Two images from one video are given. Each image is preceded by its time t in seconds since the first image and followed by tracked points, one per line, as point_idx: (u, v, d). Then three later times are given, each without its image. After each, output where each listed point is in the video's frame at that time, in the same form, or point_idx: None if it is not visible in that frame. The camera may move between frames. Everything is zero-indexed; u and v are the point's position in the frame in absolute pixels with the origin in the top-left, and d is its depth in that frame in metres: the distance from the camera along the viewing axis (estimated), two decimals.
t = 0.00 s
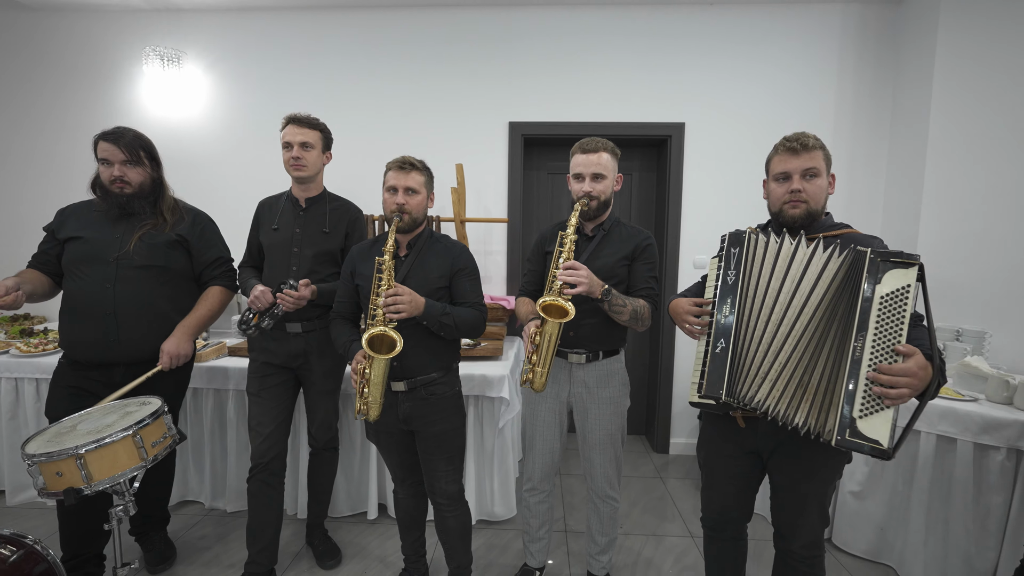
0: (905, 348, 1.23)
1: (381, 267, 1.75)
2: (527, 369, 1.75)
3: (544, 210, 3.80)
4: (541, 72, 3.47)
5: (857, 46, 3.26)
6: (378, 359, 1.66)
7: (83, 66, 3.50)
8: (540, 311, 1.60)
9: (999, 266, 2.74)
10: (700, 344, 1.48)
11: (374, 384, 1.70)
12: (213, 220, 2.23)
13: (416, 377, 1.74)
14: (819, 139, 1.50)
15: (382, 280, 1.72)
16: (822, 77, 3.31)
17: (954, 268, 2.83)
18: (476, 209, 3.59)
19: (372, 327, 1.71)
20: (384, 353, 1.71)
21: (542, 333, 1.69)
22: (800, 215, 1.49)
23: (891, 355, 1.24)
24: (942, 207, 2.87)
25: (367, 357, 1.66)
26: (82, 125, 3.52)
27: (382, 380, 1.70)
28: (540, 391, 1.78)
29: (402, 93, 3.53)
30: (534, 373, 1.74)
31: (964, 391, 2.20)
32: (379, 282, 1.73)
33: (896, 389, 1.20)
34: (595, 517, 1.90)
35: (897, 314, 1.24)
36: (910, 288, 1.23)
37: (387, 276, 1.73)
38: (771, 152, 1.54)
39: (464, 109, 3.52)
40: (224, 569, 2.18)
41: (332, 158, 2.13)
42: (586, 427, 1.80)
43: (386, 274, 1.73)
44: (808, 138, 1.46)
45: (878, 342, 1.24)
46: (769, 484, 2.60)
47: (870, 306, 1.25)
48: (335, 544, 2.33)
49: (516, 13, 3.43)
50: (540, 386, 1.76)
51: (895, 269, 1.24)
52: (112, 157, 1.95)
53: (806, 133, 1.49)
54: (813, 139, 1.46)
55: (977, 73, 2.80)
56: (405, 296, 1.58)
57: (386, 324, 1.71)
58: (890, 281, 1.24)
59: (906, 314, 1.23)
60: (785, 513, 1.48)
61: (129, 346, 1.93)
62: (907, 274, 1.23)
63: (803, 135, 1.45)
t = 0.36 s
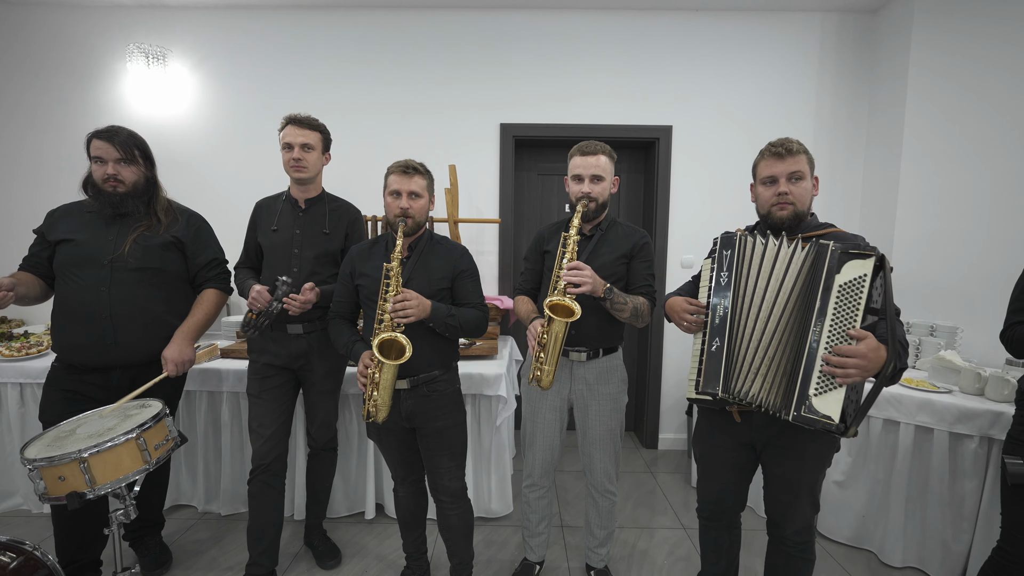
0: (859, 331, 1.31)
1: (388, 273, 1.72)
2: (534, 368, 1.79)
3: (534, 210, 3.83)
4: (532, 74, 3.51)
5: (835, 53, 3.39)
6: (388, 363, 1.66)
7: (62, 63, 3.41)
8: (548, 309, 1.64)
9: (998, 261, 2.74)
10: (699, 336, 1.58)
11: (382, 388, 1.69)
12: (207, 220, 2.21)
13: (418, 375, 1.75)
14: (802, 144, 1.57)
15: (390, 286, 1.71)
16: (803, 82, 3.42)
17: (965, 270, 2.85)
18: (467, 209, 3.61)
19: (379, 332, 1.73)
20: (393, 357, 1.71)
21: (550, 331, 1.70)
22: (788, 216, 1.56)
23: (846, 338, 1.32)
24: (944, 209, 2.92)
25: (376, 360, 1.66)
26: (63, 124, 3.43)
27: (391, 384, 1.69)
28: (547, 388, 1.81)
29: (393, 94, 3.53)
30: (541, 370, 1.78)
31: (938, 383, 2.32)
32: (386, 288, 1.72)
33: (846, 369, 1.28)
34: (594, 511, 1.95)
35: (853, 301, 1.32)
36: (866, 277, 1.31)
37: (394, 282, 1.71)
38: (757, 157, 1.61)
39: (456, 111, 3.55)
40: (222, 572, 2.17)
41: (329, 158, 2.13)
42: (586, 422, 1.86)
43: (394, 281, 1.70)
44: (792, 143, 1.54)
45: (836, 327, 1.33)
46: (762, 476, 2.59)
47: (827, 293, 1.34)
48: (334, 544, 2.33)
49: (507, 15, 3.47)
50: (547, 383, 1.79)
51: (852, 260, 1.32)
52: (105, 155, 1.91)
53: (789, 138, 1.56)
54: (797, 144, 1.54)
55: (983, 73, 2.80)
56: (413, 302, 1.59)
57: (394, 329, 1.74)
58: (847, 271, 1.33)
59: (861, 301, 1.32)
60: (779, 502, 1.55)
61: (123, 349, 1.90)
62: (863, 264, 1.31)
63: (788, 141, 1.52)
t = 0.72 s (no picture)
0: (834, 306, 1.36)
1: (401, 269, 1.72)
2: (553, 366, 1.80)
3: (529, 209, 3.84)
4: (528, 73, 3.52)
5: (824, 57, 3.47)
6: (403, 359, 1.65)
7: (46, 56, 3.31)
8: (568, 304, 1.70)
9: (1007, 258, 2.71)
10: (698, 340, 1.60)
11: (397, 384, 1.68)
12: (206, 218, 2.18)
13: (428, 374, 1.74)
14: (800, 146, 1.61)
15: (404, 281, 1.70)
16: (793, 84, 3.50)
17: (970, 267, 2.86)
18: (464, 208, 3.60)
19: (393, 330, 1.72)
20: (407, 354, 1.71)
21: (570, 328, 1.73)
22: (789, 216, 1.58)
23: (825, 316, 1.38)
24: (949, 211, 2.93)
25: (392, 355, 1.66)
26: (46, 119, 3.33)
27: (406, 381, 1.68)
28: (565, 388, 1.82)
29: (388, 92, 3.51)
30: (560, 369, 1.79)
31: (927, 377, 2.40)
32: (400, 284, 1.72)
33: (819, 341, 1.34)
34: (600, 506, 1.98)
35: (827, 283, 1.38)
36: (836, 260, 1.37)
37: (407, 278, 1.71)
38: (758, 158, 1.64)
39: (452, 109, 3.54)
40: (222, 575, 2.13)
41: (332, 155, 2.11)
42: (596, 419, 1.89)
43: (408, 276, 1.70)
44: (793, 145, 1.57)
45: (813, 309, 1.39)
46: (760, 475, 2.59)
47: (803, 277, 1.42)
48: (336, 544, 2.31)
49: (503, 15, 3.48)
50: (566, 382, 1.81)
51: (824, 245, 1.39)
52: (103, 150, 1.87)
53: (789, 140, 1.59)
54: (796, 146, 1.57)
55: (989, 72, 2.81)
56: (427, 299, 1.60)
57: (408, 326, 1.72)
58: (818, 255, 1.40)
59: (835, 282, 1.38)
60: (783, 495, 1.59)
61: (122, 348, 1.86)
62: (833, 248, 1.38)
63: (789, 142, 1.55)
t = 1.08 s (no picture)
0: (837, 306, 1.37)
1: (425, 267, 1.72)
2: (583, 368, 1.84)
3: (529, 209, 3.83)
4: (528, 73, 3.52)
5: (820, 60, 3.52)
6: (429, 358, 1.66)
7: (33, 52, 3.22)
8: (599, 305, 1.76)
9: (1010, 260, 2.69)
10: (708, 340, 1.61)
11: (420, 384, 1.68)
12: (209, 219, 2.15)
13: (450, 375, 1.74)
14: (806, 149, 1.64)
15: (429, 280, 1.70)
16: (789, 88, 3.55)
17: (972, 266, 2.87)
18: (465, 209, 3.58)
19: (417, 328, 1.71)
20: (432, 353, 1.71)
21: (600, 329, 1.79)
22: (799, 217, 1.61)
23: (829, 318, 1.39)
24: (952, 212, 2.95)
25: (417, 353, 1.67)
26: (34, 116, 3.25)
27: (430, 379, 1.68)
28: (595, 389, 1.85)
29: (387, 92, 3.48)
30: (591, 371, 1.83)
31: (925, 375, 2.46)
32: (425, 283, 1.71)
33: (822, 341, 1.35)
34: (613, 505, 2.01)
35: (829, 283, 1.41)
36: (839, 261, 1.39)
37: (432, 276, 1.71)
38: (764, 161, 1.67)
39: (451, 109, 3.52)
40: None
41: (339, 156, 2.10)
42: (618, 418, 1.95)
43: (432, 275, 1.71)
44: (801, 148, 1.60)
45: (816, 309, 1.41)
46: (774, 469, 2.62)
47: (806, 278, 1.44)
48: (342, 548, 2.29)
49: (503, 15, 3.47)
50: (596, 382, 1.84)
51: (827, 246, 1.41)
52: (106, 150, 1.83)
53: (795, 143, 1.61)
54: (804, 149, 1.60)
55: (988, 70, 2.83)
56: (451, 296, 1.60)
57: (432, 323, 1.72)
58: (821, 256, 1.42)
59: (838, 283, 1.40)
60: (796, 493, 1.60)
61: (130, 353, 1.83)
62: (836, 250, 1.40)
63: (796, 145, 1.58)
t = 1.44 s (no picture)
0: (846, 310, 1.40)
1: (447, 273, 1.71)
2: (594, 374, 1.85)
3: (527, 210, 3.80)
4: (527, 74, 3.48)
5: (813, 65, 3.58)
6: (450, 366, 1.66)
7: (14, 48, 3.10)
8: (610, 312, 1.76)
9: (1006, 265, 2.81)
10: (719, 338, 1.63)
11: (442, 390, 1.68)
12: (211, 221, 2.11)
13: (469, 379, 1.74)
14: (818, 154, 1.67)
15: (450, 286, 1.69)
16: (782, 93, 3.61)
17: (976, 270, 2.92)
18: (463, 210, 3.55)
19: (439, 334, 1.72)
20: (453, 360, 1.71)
21: (611, 335, 1.80)
22: (812, 220, 1.64)
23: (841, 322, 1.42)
24: (956, 212, 2.99)
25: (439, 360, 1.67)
26: (17, 115, 3.13)
27: (451, 386, 1.69)
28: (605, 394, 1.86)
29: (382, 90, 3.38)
30: (602, 377, 1.84)
31: (920, 374, 2.51)
32: (446, 288, 1.71)
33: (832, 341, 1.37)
34: (619, 506, 2.02)
35: (838, 286, 1.42)
36: (848, 265, 1.41)
37: (453, 282, 1.70)
38: (777, 164, 1.69)
39: (452, 109, 3.44)
40: None
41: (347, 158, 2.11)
42: (622, 419, 1.96)
43: (453, 281, 1.70)
44: (816, 152, 1.62)
45: (825, 312, 1.43)
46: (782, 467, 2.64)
47: (815, 280, 1.45)
48: (347, 554, 2.27)
49: (501, 14, 3.42)
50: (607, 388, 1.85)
51: (836, 249, 1.43)
52: (101, 152, 1.78)
53: (809, 148, 1.64)
54: (817, 154, 1.63)
55: (982, 70, 2.92)
56: (473, 302, 1.61)
57: (453, 330, 1.73)
58: (831, 260, 1.43)
59: (847, 286, 1.41)
60: (805, 491, 1.62)
61: (133, 358, 1.80)
62: (846, 253, 1.41)
63: (811, 149, 1.61)
